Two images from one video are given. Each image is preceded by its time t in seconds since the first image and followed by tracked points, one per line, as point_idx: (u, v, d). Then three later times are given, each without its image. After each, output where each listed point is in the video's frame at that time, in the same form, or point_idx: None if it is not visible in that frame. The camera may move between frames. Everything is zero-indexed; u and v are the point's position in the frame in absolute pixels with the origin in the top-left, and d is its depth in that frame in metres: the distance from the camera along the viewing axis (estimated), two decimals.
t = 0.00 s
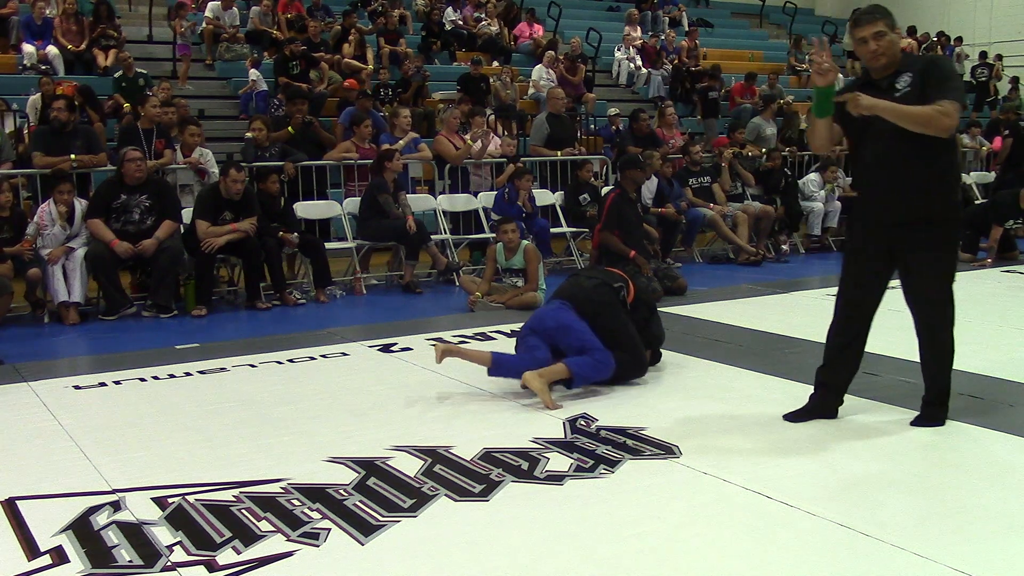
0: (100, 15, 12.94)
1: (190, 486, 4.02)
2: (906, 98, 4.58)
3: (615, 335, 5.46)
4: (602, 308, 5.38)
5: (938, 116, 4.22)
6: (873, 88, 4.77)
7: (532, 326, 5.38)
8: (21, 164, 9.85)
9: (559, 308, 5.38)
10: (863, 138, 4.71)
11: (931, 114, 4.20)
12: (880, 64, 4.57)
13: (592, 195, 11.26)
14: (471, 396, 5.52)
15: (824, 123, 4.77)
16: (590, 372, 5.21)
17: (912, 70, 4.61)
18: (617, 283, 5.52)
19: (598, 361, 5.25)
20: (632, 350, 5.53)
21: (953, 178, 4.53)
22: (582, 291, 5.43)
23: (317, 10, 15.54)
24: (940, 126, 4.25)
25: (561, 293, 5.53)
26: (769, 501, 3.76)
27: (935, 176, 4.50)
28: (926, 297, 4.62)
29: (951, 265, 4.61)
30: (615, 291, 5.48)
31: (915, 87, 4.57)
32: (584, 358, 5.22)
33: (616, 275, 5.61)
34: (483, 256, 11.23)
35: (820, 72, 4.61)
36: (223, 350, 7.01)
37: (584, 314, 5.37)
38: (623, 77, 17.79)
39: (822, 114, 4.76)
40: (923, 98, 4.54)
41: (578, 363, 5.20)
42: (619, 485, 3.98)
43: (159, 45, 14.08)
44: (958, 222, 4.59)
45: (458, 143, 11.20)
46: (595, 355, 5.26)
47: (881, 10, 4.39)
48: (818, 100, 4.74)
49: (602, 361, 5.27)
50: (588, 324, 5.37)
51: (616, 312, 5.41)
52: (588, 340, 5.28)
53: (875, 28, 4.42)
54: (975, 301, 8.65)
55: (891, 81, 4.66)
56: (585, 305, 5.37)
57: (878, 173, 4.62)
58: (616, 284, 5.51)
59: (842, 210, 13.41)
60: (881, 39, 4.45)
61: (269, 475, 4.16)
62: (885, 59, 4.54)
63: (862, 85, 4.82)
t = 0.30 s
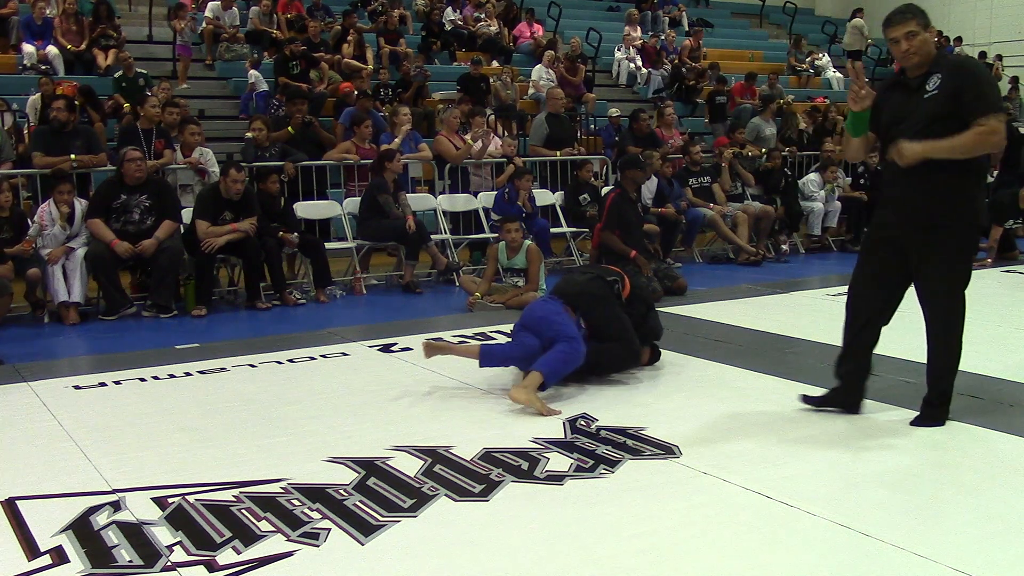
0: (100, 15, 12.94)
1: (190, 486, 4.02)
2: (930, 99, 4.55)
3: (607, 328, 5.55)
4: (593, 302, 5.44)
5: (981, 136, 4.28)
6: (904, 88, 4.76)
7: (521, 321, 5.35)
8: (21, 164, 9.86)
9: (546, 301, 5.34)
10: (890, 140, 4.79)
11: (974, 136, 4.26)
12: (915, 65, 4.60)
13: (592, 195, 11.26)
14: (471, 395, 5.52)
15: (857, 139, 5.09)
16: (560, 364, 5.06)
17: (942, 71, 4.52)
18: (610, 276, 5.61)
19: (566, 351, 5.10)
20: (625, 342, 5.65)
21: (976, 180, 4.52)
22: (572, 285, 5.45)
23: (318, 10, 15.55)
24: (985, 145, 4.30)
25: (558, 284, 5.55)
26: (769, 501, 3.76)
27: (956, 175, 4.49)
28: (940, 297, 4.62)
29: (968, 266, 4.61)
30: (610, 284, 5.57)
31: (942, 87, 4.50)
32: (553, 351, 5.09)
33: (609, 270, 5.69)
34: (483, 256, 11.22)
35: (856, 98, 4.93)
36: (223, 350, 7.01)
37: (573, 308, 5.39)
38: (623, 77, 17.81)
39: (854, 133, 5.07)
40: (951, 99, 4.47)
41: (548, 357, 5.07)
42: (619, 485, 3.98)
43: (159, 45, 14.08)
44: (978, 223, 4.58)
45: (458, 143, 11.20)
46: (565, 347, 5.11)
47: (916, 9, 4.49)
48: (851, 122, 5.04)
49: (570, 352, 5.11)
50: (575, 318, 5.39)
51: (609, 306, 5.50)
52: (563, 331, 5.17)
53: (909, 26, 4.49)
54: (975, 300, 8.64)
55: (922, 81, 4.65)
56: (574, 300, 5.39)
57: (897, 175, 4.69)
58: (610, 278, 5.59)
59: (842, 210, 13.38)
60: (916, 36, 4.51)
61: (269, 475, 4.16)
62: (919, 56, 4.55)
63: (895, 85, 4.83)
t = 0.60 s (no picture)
0: (100, 15, 12.94)
1: (190, 486, 4.02)
2: (939, 99, 4.60)
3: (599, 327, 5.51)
4: (583, 302, 5.40)
5: (999, 141, 4.36)
6: (913, 87, 4.79)
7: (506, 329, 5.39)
8: (21, 164, 9.87)
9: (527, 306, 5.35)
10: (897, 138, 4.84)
11: (994, 142, 4.35)
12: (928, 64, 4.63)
13: (592, 195, 11.26)
14: (471, 395, 5.52)
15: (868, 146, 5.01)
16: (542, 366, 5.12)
17: (951, 72, 4.57)
18: (601, 275, 5.56)
19: (547, 352, 5.14)
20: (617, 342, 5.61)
21: (977, 177, 4.61)
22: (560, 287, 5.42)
23: (317, 10, 15.55)
24: (1004, 149, 4.38)
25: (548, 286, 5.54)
26: (769, 501, 3.76)
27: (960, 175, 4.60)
28: (942, 296, 4.67)
29: (971, 263, 4.65)
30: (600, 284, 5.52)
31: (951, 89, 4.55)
32: (535, 354, 5.15)
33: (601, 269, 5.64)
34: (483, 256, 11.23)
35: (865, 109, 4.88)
36: (223, 350, 7.01)
37: (560, 308, 5.37)
38: (623, 77, 17.81)
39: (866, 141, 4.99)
40: (960, 100, 4.53)
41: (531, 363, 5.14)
42: (619, 485, 3.98)
43: (159, 45, 14.08)
44: (979, 221, 4.63)
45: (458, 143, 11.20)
46: (546, 348, 5.15)
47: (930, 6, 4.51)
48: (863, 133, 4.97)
49: (552, 352, 5.15)
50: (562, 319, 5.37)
51: (600, 306, 5.45)
52: (542, 333, 5.19)
53: (921, 24, 4.53)
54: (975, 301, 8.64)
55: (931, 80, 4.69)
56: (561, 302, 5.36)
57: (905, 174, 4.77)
58: (600, 278, 5.54)
59: (843, 210, 13.36)
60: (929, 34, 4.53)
61: (269, 475, 4.15)
62: (932, 54, 4.58)
63: (904, 83, 4.86)
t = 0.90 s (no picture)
0: (100, 15, 12.94)
1: (190, 486, 4.02)
2: (931, 103, 4.62)
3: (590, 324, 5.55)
4: (577, 302, 5.44)
5: (983, 145, 4.36)
6: (914, 89, 4.79)
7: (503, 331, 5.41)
8: (21, 164, 9.87)
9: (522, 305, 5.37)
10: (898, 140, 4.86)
11: (977, 146, 4.35)
12: (919, 69, 4.67)
13: (592, 195, 11.26)
14: (471, 395, 5.52)
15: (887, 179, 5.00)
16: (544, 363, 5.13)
17: (944, 76, 4.58)
18: (587, 274, 5.60)
19: (549, 349, 5.16)
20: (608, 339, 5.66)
21: (977, 176, 4.60)
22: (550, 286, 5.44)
23: (318, 10, 15.56)
24: (988, 153, 4.38)
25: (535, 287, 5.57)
26: (769, 501, 3.76)
27: (962, 173, 4.58)
28: (942, 295, 4.68)
29: (971, 263, 4.66)
30: (586, 283, 5.56)
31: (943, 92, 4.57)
32: (536, 353, 5.15)
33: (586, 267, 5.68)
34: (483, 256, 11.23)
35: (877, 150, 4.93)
36: (223, 350, 7.01)
37: (553, 307, 5.38)
38: (623, 77, 17.81)
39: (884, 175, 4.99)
40: (952, 103, 4.54)
41: (532, 360, 5.14)
42: (619, 485, 3.98)
43: (159, 45, 14.08)
44: (978, 221, 4.63)
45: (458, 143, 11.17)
46: (547, 345, 5.17)
47: (912, 15, 4.61)
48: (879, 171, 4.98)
49: (553, 349, 5.17)
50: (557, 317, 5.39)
51: (588, 304, 5.48)
52: (542, 330, 5.21)
53: (901, 34, 4.64)
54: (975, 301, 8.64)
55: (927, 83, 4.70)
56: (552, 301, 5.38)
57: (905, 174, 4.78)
58: (586, 276, 5.57)
59: (843, 210, 13.35)
60: (909, 44, 4.62)
61: (270, 475, 4.15)
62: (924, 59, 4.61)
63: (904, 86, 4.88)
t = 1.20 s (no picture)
0: (100, 15, 12.94)
1: (190, 486, 4.02)
2: (922, 105, 4.65)
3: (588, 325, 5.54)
4: (575, 303, 5.42)
5: (952, 158, 4.43)
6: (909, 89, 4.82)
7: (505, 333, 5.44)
8: (21, 164, 9.87)
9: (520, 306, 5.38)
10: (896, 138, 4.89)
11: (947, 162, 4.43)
12: (916, 73, 4.68)
13: (592, 195, 11.26)
14: (471, 395, 5.52)
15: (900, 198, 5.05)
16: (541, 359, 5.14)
17: (933, 81, 4.61)
18: (586, 276, 5.55)
19: (546, 346, 5.16)
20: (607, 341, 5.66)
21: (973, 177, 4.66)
22: (548, 287, 5.41)
23: (317, 10, 15.56)
24: (959, 163, 4.43)
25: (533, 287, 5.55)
26: (769, 501, 3.75)
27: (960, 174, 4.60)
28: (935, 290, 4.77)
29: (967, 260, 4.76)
30: (586, 285, 5.51)
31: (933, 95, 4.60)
32: (534, 351, 5.15)
33: (586, 267, 5.65)
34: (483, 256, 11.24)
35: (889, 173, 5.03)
36: (223, 350, 7.00)
37: (551, 307, 5.36)
38: (623, 77, 17.81)
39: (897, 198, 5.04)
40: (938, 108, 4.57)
41: (530, 359, 5.16)
42: (619, 485, 3.98)
43: (159, 45, 14.08)
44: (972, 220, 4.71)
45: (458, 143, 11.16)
46: (543, 343, 5.17)
47: (908, 20, 4.67)
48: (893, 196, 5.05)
49: (549, 346, 5.17)
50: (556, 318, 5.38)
51: (587, 305, 5.46)
52: (538, 328, 5.22)
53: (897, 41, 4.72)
54: (974, 301, 8.64)
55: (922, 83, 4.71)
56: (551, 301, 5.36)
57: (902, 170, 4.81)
58: (584, 278, 5.53)
59: (843, 210, 13.34)
60: (905, 49, 4.67)
61: (270, 475, 4.15)
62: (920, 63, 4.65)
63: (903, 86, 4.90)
